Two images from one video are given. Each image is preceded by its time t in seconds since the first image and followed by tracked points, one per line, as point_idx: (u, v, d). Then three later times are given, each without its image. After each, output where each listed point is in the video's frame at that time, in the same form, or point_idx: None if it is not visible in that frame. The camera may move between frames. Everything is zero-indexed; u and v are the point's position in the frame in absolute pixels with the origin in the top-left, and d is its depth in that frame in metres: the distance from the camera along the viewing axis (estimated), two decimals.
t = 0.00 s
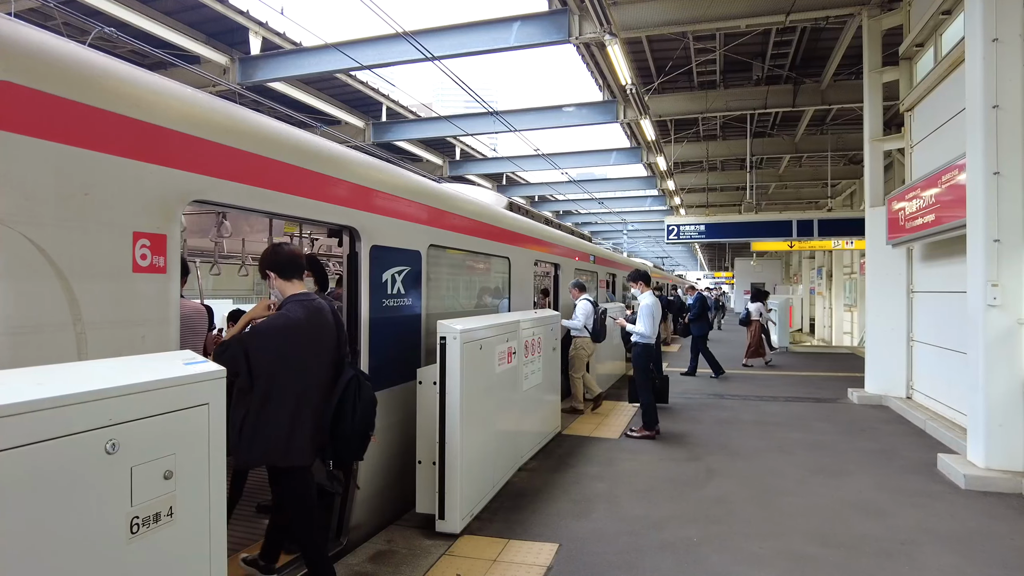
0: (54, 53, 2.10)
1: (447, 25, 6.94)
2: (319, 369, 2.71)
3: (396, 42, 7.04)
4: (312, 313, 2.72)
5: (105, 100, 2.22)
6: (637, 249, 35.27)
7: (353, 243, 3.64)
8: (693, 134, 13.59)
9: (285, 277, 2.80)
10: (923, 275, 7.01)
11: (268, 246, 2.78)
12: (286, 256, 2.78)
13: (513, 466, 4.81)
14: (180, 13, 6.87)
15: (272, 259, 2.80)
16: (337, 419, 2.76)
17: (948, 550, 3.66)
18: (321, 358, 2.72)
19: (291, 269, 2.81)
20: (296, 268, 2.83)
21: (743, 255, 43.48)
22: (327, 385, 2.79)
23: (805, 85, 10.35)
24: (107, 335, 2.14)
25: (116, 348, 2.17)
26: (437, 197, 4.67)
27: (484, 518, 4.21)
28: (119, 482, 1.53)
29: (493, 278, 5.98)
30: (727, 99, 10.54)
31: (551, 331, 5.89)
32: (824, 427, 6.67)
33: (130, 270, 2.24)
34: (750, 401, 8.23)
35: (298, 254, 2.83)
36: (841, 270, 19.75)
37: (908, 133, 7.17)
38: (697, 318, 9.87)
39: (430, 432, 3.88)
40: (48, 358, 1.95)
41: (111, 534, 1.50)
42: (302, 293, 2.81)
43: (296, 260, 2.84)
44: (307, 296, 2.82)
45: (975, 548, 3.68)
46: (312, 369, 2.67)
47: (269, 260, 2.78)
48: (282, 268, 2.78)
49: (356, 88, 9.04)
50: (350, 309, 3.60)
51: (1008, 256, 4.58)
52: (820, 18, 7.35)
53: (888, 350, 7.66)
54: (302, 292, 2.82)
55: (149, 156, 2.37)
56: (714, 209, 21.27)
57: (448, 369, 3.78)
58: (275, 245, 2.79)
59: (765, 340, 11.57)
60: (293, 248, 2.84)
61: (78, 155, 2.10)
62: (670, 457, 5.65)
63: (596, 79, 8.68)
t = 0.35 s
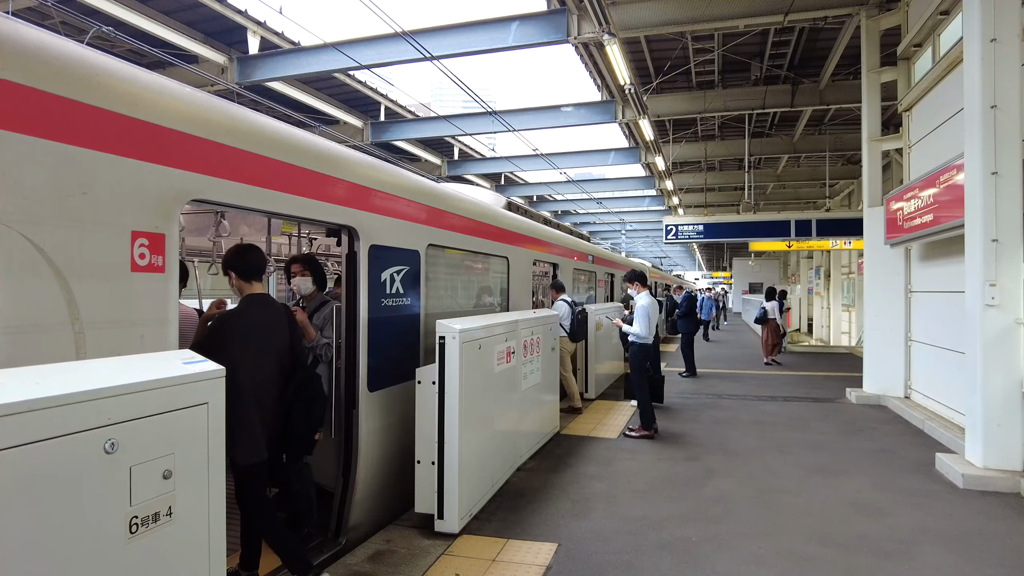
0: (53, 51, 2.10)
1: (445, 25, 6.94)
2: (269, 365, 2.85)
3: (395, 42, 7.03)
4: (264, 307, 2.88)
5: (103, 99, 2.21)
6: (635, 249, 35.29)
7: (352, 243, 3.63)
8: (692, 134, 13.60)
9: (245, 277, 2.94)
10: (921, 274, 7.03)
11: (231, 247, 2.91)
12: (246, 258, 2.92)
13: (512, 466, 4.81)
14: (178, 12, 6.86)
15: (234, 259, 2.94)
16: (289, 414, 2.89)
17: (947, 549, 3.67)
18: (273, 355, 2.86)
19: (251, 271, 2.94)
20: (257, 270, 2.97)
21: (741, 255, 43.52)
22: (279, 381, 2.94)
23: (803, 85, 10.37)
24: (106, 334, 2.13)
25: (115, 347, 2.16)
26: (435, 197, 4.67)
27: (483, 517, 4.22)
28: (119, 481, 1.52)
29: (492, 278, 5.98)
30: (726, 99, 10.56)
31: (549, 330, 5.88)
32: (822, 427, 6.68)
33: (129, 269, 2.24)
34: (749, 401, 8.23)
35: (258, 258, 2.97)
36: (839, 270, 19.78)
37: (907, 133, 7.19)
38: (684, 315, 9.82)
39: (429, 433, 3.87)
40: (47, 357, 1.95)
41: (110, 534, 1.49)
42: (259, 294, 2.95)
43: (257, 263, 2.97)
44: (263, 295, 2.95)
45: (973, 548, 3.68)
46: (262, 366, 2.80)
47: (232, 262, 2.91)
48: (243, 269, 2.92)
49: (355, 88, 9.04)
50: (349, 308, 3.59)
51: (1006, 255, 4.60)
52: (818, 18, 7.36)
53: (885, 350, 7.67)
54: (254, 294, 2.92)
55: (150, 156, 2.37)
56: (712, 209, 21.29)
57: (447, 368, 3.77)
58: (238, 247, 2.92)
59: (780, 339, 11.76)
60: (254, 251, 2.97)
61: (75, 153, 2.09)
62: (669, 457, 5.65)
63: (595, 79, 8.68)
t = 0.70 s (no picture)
0: (52, 50, 2.09)
1: (444, 25, 6.94)
2: (242, 358, 3.00)
3: (394, 42, 7.03)
4: (225, 300, 2.97)
5: (101, 98, 2.21)
6: (633, 249, 35.29)
7: (351, 243, 3.62)
8: (691, 134, 13.61)
9: (207, 273, 3.04)
10: (919, 274, 7.04)
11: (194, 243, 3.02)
12: (207, 253, 3.02)
13: (511, 466, 4.81)
14: (177, 11, 6.85)
15: (197, 256, 3.04)
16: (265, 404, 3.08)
17: (946, 549, 3.68)
18: (243, 348, 3.00)
19: (213, 266, 3.04)
20: (218, 265, 3.06)
21: (740, 255, 43.53)
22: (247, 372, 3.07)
23: (801, 85, 10.39)
24: (105, 334, 2.12)
25: (114, 347, 2.16)
26: (434, 196, 4.67)
27: (483, 517, 4.22)
28: (117, 482, 1.52)
29: (491, 277, 5.97)
30: (724, 99, 10.58)
31: (548, 329, 5.88)
32: (821, 426, 6.69)
33: (128, 269, 2.23)
34: (747, 401, 8.23)
35: (219, 253, 3.05)
36: (837, 270, 19.82)
37: (905, 133, 7.20)
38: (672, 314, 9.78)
39: (428, 433, 3.86)
40: (46, 356, 1.94)
41: (108, 534, 1.49)
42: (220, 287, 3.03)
43: (219, 257, 3.06)
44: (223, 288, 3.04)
45: (971, 547, 3.69)
46: (236, 359, 2.95)
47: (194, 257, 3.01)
48: (204, 264, 3.01)
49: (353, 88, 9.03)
50: (348, 307, 3.58)
51: (1004, 255, 4.60)
52: (817, 18, 7.37)
53: (883, 349, 7.67)
54: (217, 287, 3.01)
55: (150, 156, 2.37)
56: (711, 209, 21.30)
57: (446, 367, 3.77)
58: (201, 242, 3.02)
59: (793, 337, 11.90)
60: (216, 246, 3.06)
61: (74, 152, 2.09)
62: (668, 457, 5.65)
63: (593, 79, 8.69)
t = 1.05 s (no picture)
0: (45, 47, 2.08)
1: (443, 25, 6.93)
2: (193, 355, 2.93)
3: (392, 41, 7.02)
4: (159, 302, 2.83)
5: (96, 96, 2.19)
6: (632, 249, 35.30)
7: (349, 243, 3.60)
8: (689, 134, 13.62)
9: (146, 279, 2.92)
10: (917, 274, 7.04)
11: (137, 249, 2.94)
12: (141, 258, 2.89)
13: (510, 466, 4.80)
14: (174, 11, 6.84)
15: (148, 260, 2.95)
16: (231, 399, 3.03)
17: (945, 549, 3.68)
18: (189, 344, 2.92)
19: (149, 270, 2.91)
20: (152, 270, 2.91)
21: (738, 254, 43.60)
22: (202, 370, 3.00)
23: (800, 85, 10.40)
24: (102, 334, 2.11)
25: (111, 348, 2.15)
26: (433, 196, 4.66)
27: (481, 517, 4.21)
28: (113, 483, 1.51)
29: (490, 277, 5.98)
30: (723, 99, 10.60)
31: (547, 329, 5.89)
32: (819, 426, 6.69)
33: (126, 269, 2.22)
34: (746, 401, 8.24)
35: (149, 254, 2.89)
36: (836, 270, 19.86)
37: (903, 133, 7.21)
38: (661, 314, 9.67)
39: (426, 433, 3.86)
40: (44, 356, 1.93)
41: (103, 536, 1.47)
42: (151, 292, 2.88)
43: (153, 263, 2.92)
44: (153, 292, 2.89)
45: (970, 547, 3.69)
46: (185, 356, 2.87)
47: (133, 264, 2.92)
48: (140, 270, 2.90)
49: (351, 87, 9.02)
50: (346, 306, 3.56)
51: (1002, 255, 4.61)
52: (815, 18, 7.38)
53: (881, 349, 7.68)
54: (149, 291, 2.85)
55: (147, 154, 2.36)
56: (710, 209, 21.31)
57: (444, 367, 3.76)
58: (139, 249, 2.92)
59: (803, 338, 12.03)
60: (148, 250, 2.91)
61: (70, 151, 2.08)
62: (666, 457, 5.65)
63: (592, 79, 8.68)
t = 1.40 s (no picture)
0: (42, 46, 2.06)
1: (441, 25, 6.92)
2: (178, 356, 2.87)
3: (390, 41, 7.01)
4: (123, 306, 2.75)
5: (93, 95, 2.18)
6: (630, 248, 35.31)
7: (348, 242, 3.60)
8: (687, 134, 13.63)
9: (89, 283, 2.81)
10: (915, 274, 7.05)
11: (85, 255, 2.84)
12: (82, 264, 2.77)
13: (508, 466, 4.80)
14: (172, 10, 6.82)
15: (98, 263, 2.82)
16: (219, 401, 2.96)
17: (943, 548, 3.68)
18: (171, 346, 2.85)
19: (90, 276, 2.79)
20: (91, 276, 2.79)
21: (736, 254, 43.65)
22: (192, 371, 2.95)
23: (798, 85, 10.41)
24: (99, 334, 2.10)
25: (107, 347, 2.13)
26: (432, 196, 4.67)
27: (479, 517, 4.20)
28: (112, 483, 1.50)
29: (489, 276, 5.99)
30: (722, 98, 10.61)
31: (546, 329, 5.90)
32: (817, 426, 6.70)
33: (123, 269, 2.21)
34: (744, 401, 8.24)
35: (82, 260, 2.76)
36: (834, 269, 19.89)
37: (901, 133, 7.22)
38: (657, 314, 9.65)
39: (425, 433, 3.85)
40: (40, 357, 1.92)
41: (101, 536, 1.46)
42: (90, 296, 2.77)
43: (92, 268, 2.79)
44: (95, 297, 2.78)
45: (968, 547, 3.69)
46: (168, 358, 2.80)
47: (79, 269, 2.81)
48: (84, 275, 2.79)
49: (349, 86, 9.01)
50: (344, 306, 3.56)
51: (1000, 255, 4.62)
52: (813, 17, 7.39)
53: (879, 349, 7.68)
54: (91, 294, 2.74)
55: (144, 153, 2.35)
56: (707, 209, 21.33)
57: (443, 366, 3.76)
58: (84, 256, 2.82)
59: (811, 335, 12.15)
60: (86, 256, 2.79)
61: (68, 150, 2.07)
62: (665, 457, 5.65)
63: (590, 79, 8.68)
